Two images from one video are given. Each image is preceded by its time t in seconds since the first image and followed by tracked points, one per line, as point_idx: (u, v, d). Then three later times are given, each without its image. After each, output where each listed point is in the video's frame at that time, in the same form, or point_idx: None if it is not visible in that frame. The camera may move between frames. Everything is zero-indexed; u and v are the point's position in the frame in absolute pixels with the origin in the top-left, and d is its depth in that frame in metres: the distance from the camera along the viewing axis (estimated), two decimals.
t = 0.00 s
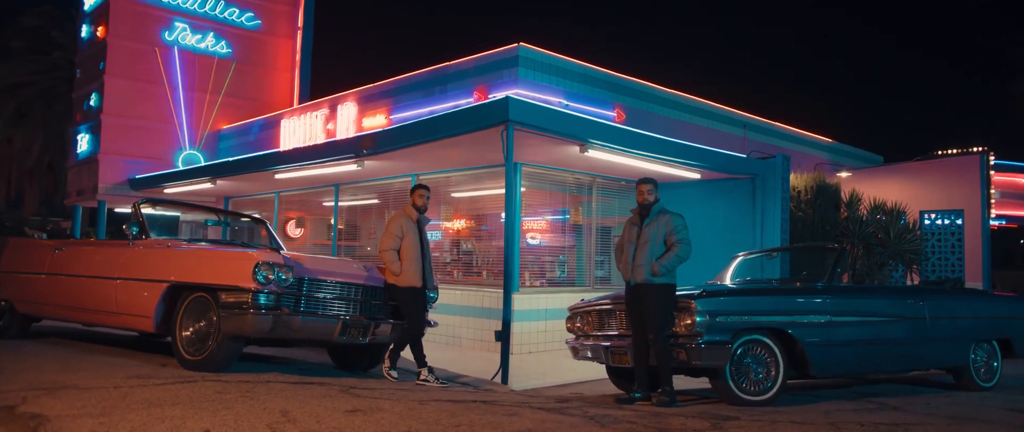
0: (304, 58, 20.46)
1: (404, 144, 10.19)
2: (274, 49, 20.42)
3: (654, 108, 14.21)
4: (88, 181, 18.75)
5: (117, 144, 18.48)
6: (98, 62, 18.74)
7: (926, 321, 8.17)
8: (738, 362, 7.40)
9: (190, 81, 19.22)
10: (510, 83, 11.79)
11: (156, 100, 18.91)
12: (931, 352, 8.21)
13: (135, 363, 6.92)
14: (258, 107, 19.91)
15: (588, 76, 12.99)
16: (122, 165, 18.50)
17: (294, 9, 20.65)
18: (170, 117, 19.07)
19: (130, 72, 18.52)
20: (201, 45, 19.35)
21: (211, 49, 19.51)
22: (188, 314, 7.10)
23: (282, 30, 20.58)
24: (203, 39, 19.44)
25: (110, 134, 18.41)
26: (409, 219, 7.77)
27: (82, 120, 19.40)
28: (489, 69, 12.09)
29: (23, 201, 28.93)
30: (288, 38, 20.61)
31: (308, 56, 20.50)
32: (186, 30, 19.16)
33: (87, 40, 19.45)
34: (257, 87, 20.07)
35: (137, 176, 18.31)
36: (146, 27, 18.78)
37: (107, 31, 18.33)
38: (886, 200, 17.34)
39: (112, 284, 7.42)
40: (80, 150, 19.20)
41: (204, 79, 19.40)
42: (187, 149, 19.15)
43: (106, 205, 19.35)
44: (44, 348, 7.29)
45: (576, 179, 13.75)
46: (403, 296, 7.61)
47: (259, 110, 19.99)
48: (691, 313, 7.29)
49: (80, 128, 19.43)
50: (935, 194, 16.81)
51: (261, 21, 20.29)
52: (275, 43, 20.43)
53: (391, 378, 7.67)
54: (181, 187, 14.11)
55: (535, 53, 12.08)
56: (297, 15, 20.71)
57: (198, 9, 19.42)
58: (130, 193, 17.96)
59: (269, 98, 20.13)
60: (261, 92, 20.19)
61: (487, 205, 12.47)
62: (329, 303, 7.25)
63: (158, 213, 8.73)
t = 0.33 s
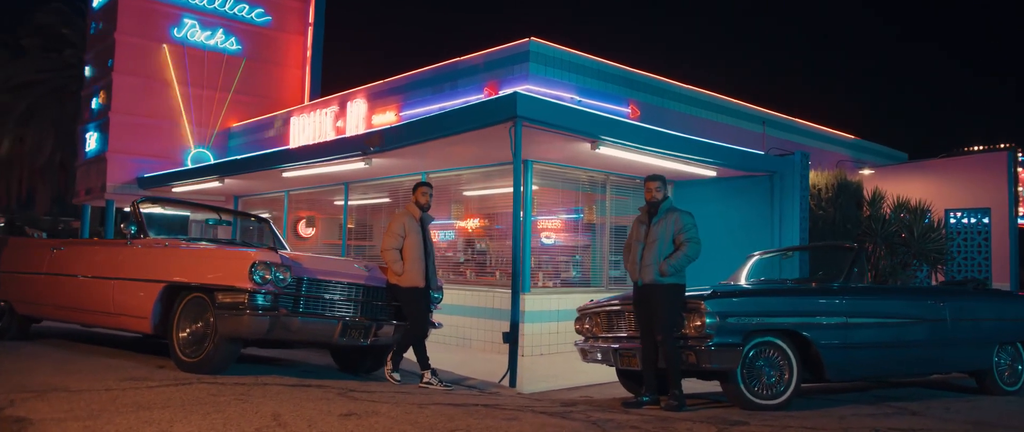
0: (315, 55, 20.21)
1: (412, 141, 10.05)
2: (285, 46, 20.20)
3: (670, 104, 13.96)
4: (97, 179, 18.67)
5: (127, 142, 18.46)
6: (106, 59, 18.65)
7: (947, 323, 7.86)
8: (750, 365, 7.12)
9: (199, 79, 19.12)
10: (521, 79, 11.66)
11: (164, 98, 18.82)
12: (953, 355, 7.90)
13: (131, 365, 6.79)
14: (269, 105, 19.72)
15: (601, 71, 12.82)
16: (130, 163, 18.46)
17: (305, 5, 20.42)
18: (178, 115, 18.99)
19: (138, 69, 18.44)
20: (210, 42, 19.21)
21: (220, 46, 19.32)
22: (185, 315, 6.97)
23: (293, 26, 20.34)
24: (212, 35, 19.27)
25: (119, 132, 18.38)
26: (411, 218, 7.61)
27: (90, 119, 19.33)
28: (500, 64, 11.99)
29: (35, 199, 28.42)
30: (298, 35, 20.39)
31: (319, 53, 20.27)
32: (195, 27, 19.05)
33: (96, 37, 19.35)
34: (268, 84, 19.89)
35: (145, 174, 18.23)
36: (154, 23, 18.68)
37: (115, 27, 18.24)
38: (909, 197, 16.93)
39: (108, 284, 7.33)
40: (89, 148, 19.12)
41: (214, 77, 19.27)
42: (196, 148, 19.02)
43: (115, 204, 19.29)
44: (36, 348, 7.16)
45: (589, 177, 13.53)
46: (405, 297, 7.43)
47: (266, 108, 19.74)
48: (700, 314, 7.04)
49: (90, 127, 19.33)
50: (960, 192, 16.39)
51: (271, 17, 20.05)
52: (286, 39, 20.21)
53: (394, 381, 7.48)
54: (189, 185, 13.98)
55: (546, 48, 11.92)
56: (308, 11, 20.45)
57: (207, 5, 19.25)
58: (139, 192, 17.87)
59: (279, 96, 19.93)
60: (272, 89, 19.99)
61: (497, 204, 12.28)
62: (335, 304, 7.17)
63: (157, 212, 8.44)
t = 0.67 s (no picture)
0: (325, 51, 20.12)
1: (419, 137, 9.91)
2: (295, 42, 20.08)
3: (684, 100, 13.71)
4: (105, 179, 18.60)
5: (134, 140, 18.28)
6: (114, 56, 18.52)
7: (966, 325, 7.58)
8: (760, 368, 6.87)
9: (209, 77, 18.96)
10: (532, 74, 11.58)
11: (172, 94, 18.63)
12: (973, 358, 7.61)
13: (127, 367, 6.67)
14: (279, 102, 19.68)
15: (614, 67, 12.64)
16: (138, 162, 18.32)
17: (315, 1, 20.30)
18: (186, 113, 18.80)
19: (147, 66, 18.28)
20: (219, 39, 19.06)
21: (229, 43, 19.19)
22: (181, 316, 6.84)
23: (303, 22, 20.22)
24: (221, 32, 19.15)
25: (126, 130, 18.20)
26: (413, 216, 7.47)
27: (97, 117, 19.25)
28: (510, 59, 11.86)
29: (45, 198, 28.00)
30: (309, 31, 20.28)
31: (329, 48, 20.14)
32: (203, 24, 18.84)
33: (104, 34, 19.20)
34: (278, 81, 19.83)
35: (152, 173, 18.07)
36: (162, 19, 18.46)
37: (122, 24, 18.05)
38: (932, 195, 16.54)
39: (103, 284, 7.22)
40: (96, 147, 19.03)
41: (223, 74, 19.12)
42: (205, 146, 18.80)
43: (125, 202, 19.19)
44: (23, 349, 6.98)
45: (602, 175, 13.33)
46: (405, 297, 7.28)
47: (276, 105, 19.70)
48: (708, 315, 6.79)
49: (97, 125, 19.19)
50: (984, 190, 15.97)
51: (281, 13, 19.93)
52: (296, 35, 20.08)
53: (395, 383, 7.37)
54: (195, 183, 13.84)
55: (558, 43, 11.79)
56: (317, 7, 20.35)
57: (216, 2, 19.09)
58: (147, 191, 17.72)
59: (288, 92, 19.88)
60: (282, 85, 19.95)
61: (508, 203, 12.10)
62: (337, 305, 7.04)
63: (152, 210, 8.29)
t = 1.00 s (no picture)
0: (334, 47, 20.11)
1: (423, 134, 9.77)
2: (302, 38, 20.02)
3: (696, 96, 13.47)
4: (110, 177, 18.55)
5: (140, 138, 18.20)
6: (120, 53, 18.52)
7: (982, 325, 7.32)
8: (768, 370, 6.64)
9: (215, 73, 18.88)
10: (540, 70, 11.46)
11: (178, 92, 18.57)
12: (990, 360, 7.34)
13: (119, 367, 6.54)
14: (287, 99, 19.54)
15: (625, 62, 12.46)
16: (145, 161, 18.24)
17: None
18: (192, 110, 18.72)
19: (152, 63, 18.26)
20: (226, 35, 19.05)
21: (236, 38, 19.18)
22: (174, 316, 6.72)
23: (310, 18, 20.19)
24: (228, 28, 19.14)
25: (131, 127, 18.14)
26: (412, 214, 7.32)
27: (104, 115, 19.18)
28: (518, 54, 11.76)
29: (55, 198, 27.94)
30: (317, 27, 20.23)
31: (336, 44, 20.15)
32: (209, 19, 18.84)
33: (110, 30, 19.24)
34: (286, 77, 19.71)
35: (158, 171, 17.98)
36: (169, 16, 18.51)
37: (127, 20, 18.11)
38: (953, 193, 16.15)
39: (96, 283, 7.08)
40: (102, 145, 19.02)
41: (230, 71, 19.06)
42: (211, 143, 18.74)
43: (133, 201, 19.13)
44: (15, 349, 6.86)
45: (613, 172, 13.13)
46: (404, 297, 7.14)
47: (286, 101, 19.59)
48: (713, 315, 6.57)
49: (102, 123, 19.17)
50: (1007, 187, 15.57)
51: (288, 9, 19.88)
52: (304, 31, 20.03)
53: (394, 385, 7.22)
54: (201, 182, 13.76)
55: (567, 37, 11.66)
56: (325, 3, 20.32)
57: None
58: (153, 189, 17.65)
59: (296, 89, 19.76)
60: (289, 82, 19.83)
61: (517, 201, 11.94)
62: (335, 305, 6.91)
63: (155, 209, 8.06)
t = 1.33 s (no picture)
0: (342, 43, 20.11)
1: (428, 131, 9.65)
2: (311, 34, 20.03)
3: (709, 92, 13.24)
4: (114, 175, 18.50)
5: (145, 135, 18.18)
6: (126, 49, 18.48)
7: (998, 326, 7.08)
8: (775, 371, 6.42)
9: (221, 70, 18.85)
10: (548, 64, 11.32)
11: (184, 89, 18.52)
12: (1007, 361, 7.10)
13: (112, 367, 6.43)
14: (295, 95, 19.53)
15: (635, 57, 12.30)
16: (150, 158, 18.20)
17: None
18: (198, 108, 18.67)
19: (159, 59, 18.22)
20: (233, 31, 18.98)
21: (243, 35, 19.13)
22: (168, 315, 6.61)
23: (319, 14, 20.18)
24: (235, 24, 19.08)
25: (137, 125, 18.12)
26: (412, 212, 7.18)
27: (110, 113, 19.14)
28: (527, 49, 11.63)
29: (64, 197, 27.80)
30: (326, 22, 20.25)
31: (345, 41, 20.13)
32: (216, 15, 18.84)
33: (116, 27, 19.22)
34: (294, 74, 19.72)
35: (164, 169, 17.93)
36: (176, 12, 18.45)
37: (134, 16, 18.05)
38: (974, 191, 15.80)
39: (90, 282, 6.94)
40: (106, 142, 19.00)
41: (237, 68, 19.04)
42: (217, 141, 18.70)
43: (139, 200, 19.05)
44: (9, 349, 6.75)
45: (624, 170, 12.95)
46: (403, 296, 7.01)
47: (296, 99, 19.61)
48: (718, 315, 6.37)
49: (108, 120, 19.14)
50: None
51: (296, 5, 19.87)
52: (313, 27, 20.04)
53: (393, 386, 7.09)
54: (207, 180, 13.67)
55: (577, 32, 11.49)
56: None
57: None
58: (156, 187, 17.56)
59: (305, 85, 19.75)
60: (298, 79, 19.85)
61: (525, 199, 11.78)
62: (333, 304, 6.78)
63: (162, 208, 7.96)
